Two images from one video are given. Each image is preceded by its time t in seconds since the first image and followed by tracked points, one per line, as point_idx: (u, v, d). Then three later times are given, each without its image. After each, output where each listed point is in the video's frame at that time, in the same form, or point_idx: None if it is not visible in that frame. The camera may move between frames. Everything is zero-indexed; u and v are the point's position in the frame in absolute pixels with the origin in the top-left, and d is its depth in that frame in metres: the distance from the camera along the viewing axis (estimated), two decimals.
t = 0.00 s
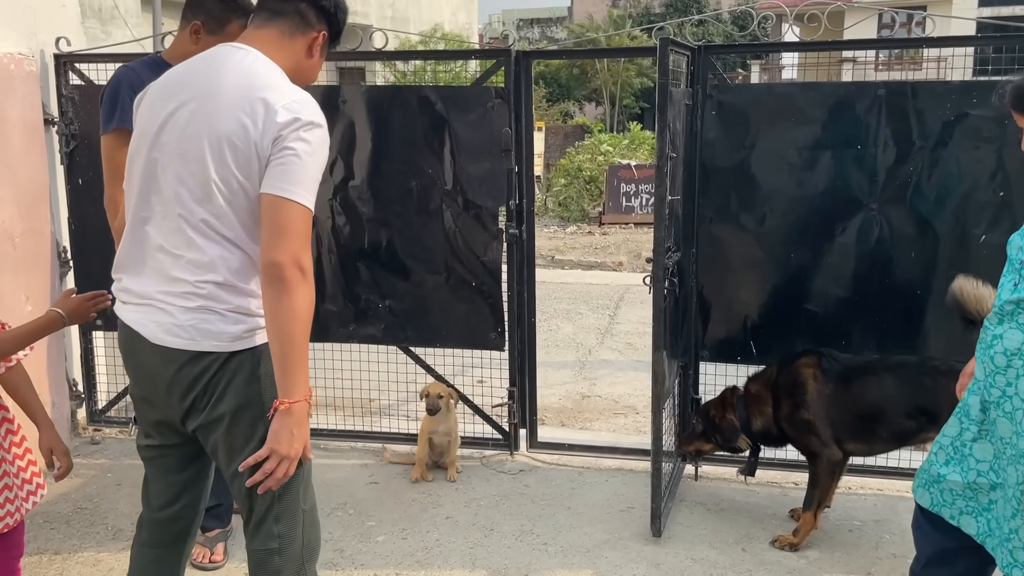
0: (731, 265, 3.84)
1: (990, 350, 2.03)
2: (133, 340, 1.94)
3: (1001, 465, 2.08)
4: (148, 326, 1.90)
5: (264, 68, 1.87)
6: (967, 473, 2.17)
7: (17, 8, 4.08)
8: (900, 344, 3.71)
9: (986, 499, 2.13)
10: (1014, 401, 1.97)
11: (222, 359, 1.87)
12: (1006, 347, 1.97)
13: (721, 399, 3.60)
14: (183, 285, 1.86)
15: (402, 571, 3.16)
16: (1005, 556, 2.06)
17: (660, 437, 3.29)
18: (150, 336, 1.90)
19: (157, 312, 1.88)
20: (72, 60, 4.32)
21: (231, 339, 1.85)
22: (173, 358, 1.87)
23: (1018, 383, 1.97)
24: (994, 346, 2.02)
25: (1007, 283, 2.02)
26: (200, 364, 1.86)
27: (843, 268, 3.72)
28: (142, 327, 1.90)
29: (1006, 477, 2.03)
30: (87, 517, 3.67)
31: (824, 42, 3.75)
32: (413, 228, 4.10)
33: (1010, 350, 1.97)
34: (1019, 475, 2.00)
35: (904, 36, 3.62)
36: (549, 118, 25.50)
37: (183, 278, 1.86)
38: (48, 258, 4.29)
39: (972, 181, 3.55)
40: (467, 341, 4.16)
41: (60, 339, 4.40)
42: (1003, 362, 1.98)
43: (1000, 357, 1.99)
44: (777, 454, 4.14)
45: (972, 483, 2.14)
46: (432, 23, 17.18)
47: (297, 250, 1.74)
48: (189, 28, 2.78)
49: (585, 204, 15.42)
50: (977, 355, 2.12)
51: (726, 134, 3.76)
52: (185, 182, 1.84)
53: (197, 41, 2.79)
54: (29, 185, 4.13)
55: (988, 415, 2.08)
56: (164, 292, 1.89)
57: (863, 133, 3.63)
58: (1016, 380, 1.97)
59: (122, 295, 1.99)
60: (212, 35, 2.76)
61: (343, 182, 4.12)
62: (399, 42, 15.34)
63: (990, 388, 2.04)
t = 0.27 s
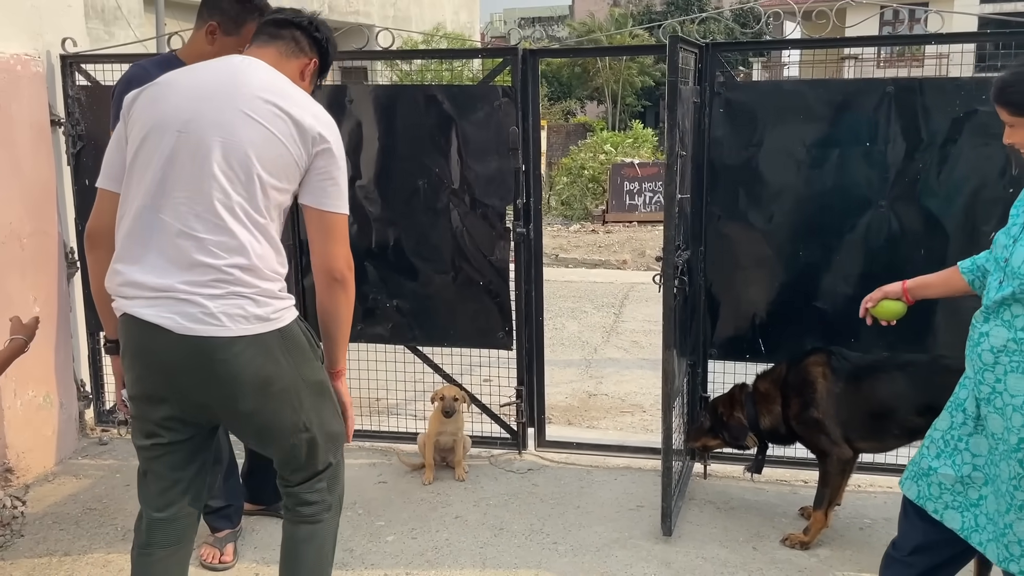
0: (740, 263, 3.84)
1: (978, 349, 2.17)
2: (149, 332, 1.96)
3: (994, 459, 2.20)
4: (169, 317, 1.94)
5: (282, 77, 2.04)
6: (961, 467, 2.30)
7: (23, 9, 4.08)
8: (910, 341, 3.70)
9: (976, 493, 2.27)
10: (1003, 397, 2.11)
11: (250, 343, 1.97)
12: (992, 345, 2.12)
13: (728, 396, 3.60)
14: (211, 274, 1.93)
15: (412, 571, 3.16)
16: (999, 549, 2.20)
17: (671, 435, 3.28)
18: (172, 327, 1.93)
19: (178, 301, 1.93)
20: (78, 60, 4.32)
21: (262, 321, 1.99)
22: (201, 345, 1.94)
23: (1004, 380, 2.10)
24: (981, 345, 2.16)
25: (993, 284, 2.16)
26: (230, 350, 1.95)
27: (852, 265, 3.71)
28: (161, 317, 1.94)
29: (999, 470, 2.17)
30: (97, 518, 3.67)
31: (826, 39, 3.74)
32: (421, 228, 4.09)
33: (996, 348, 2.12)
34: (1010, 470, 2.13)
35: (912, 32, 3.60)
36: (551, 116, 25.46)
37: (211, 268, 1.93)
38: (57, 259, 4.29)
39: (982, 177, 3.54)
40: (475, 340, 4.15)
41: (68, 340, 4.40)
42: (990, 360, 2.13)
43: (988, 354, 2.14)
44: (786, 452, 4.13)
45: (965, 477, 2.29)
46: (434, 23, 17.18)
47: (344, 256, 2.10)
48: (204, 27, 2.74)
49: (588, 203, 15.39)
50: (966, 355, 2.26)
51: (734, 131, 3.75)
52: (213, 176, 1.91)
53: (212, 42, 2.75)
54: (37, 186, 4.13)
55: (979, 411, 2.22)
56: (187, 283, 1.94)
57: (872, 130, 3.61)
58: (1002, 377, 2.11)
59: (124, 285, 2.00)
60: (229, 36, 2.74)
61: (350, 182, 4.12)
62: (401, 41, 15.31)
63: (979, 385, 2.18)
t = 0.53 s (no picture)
0: (749, 261, 3.81)
1: (942, 344, 2.22)
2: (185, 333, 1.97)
3: (967, 449, 2.22)
4: (214, 315, 1.95)
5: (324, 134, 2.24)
6: (933, 457, 2.30)
7: (28, 9, 4.06)
8: (921, 339, 3.67)
9: (949, 483, 2.27)
10: (970, 389, 2.15)
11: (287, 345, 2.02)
12: (956, 339, 2.17)
13: (740, 392, 3.57)
14: (256, 275, 1.97)
15: (422, 572, 3.14)
16: (979, 540, 2.18)
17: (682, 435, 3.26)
18: (214, 325, 1.95)
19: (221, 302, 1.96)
20: (83, 60, 4.30)
21: (300, 324, 2.04)
22: (243, 345, 1.97)
23: (970, 373, 2.15)
24: (946, 340, 2.21)
25: (948, 279, 2.22)
26: (267, 350, 1.99)
27: (863, 263, 3.68)
28: (200, 318, 1.96)
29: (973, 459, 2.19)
30: (105, 519, 3.66)
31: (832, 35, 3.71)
32: (428, 227, 4.07)
33: (959, 342, 2.17)
34: (987, 460, 2.16)
35: (922, 27, 3.58)
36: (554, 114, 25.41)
37: (257, 270, 1.97)
38: (63, 259, 4.27)
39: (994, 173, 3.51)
40: (483, 339, 4.13)
41: (75, 340, 4.39)
42: (956, 353, 2.17)
43: (953, 349, 2.19)
44: (796, 450, 4.11)
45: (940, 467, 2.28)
46: (436, 22, 17.17)
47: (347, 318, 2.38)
48: (222, 24, 2.74)
49: (592, 201, 15.36)
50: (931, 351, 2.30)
51: (744, 127, 3.73)
52: (270, 193, 2.01)
53: (233, 38, 2.77)
54: (43, 186, 4.12)
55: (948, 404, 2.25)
56: (233, 284, 1.96)
57: (883, 126, 3.58)
58: (968, 369, 2.16)
59: (158, 287, 2.00)
60: (247, 33, 2.72)
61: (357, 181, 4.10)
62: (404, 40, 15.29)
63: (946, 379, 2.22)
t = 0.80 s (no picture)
0: (759, 258, 3.78)
1: (900, 322, 2.35)
2: (181, 330, 1.94)
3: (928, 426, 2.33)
4: (214, 313, 1.93)
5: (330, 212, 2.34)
6: (904, 440, 2.40)
7: (30, 6, 4.03)
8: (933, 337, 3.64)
9: (919, 464, 2.36)
10: (926, 363, 2.27)
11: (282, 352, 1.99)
12: (910, 316, 2.30)
13: (753, 388, 3.53)
14: (264, 286, 1.97)
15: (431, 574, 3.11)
16: (942, 515, 2.27)
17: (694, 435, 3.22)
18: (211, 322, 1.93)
19: (224, 304, 1.94)
20: (86, 58, 4.27)
21: (296, 333, 2.01)
22: (238, 348, 1.95)
23: (926, 348, 2.27)
24: (901, 318, 2.34)
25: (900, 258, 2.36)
26: (262, 354, 1.97)
27: (874, 260, 3.64)
28: (200, 316, 1.94)
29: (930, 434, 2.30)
30: (110, 521, 3.63)
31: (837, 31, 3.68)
32: (434, 225, 4.03)
33: (914, 318, 2.30)
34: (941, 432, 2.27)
35: (934, 22, 3.54)
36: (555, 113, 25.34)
37: (267, 281, 1.97)
38: (67, 259, 4.24)
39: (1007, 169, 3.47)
40: (489, 339, 4.10)
41: (79, 341, 4.36)
42: (911, 330, 2.31)
43: (909, 326, 2.32)
44: (807, 450, 4.07)
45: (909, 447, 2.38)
46: (437, 20, 17.11)
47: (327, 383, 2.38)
48: (236, 21, 2.75)
49: (595, 199, 15.32)
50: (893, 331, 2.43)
51: (754, 124, 3.69)
52: (281, 219, 2.06)
53: (245, 36, 2.76)
54: (46, 185, 4.08)
55: (908, 381, 2.36)
56: (235, 286, 1.95)
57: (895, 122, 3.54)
58: (924, 345, 2.28)
59: (159, 283, 1.97)
60: (262, 31, 2.74)
61: (363, 180, 4.06)
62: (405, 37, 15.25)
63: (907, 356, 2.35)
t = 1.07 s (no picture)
0: (768, 258, 3.72)
1: (874, 310, 2.51)
2: (144, 327, 2.02)
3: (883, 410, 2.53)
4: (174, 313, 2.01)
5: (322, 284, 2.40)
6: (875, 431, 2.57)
7: (28, 4, 3.98)
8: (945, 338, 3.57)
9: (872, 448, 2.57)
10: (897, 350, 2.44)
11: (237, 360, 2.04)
12: (885, 305, 2.46)
13: (763, 384, 3.43)
14: (229, 295, 2.03)
15: None
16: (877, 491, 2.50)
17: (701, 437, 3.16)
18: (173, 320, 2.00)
19: (189, 307, 2.01)
20: (84, 56, 4.22)
21: (251, 345, 2.05)
22: (191, 346, 2.00)
23: (900, 335, 2.43)
24: (877, 307, 2.49)
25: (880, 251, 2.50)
26: (218, 360, 2.02)
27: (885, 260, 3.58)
28: (163, 315, 2.01)
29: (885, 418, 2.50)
30: (110, 526, 3.58)
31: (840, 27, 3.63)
32: (437, 225, 3.98)
33: (888, 307, 2.45)
34: (892, 416, 2.46)
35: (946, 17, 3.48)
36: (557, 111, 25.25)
37: (233, 291, 2.04)
38: (66, 260, 4.18)
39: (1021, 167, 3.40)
40: (494, 340, 4.04)
41: (78, 343, 4.30)
42: (885, 319, 2.46)
43: (883, 315, 2.47)
44: (816, 452, 4.01)
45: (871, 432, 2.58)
46: (438, 19, 17.03)
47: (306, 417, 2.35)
48: (244, 20, 2.71)
49: (597, 198, 15.26)
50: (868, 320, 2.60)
51: (762, 122, 3.63)
52: (256, 254, 2.15)
53: (253, 35, 2.73)
54: (44, 185, 4.03)
55: (877, 369, 2.52)
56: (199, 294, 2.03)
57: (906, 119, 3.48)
58: (898, 333, 2.44)
59: (132, 280, 2.07)
60: (270, 31, 2.70)
61: (366, 179, 4.01)
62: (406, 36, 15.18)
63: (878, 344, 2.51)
